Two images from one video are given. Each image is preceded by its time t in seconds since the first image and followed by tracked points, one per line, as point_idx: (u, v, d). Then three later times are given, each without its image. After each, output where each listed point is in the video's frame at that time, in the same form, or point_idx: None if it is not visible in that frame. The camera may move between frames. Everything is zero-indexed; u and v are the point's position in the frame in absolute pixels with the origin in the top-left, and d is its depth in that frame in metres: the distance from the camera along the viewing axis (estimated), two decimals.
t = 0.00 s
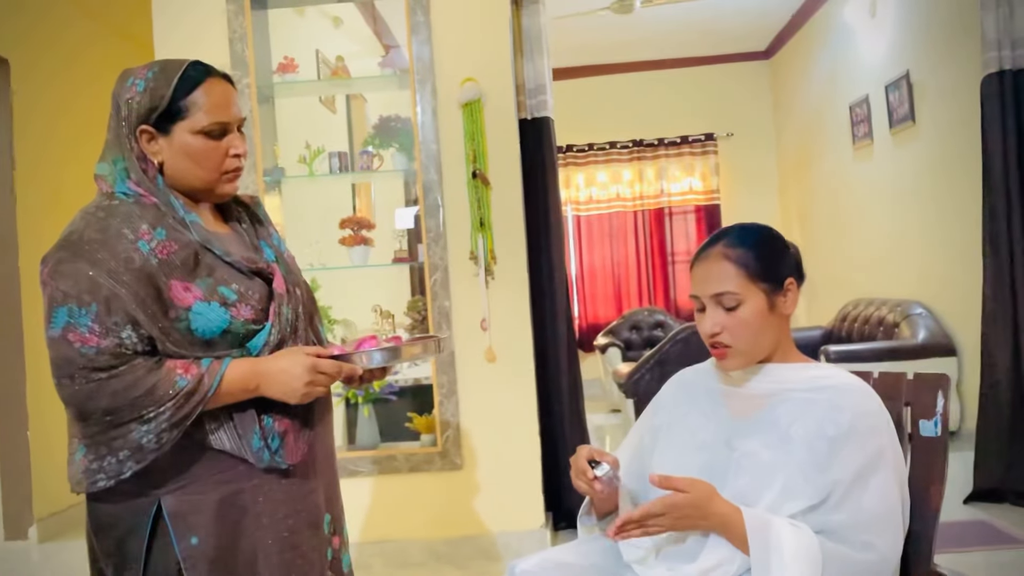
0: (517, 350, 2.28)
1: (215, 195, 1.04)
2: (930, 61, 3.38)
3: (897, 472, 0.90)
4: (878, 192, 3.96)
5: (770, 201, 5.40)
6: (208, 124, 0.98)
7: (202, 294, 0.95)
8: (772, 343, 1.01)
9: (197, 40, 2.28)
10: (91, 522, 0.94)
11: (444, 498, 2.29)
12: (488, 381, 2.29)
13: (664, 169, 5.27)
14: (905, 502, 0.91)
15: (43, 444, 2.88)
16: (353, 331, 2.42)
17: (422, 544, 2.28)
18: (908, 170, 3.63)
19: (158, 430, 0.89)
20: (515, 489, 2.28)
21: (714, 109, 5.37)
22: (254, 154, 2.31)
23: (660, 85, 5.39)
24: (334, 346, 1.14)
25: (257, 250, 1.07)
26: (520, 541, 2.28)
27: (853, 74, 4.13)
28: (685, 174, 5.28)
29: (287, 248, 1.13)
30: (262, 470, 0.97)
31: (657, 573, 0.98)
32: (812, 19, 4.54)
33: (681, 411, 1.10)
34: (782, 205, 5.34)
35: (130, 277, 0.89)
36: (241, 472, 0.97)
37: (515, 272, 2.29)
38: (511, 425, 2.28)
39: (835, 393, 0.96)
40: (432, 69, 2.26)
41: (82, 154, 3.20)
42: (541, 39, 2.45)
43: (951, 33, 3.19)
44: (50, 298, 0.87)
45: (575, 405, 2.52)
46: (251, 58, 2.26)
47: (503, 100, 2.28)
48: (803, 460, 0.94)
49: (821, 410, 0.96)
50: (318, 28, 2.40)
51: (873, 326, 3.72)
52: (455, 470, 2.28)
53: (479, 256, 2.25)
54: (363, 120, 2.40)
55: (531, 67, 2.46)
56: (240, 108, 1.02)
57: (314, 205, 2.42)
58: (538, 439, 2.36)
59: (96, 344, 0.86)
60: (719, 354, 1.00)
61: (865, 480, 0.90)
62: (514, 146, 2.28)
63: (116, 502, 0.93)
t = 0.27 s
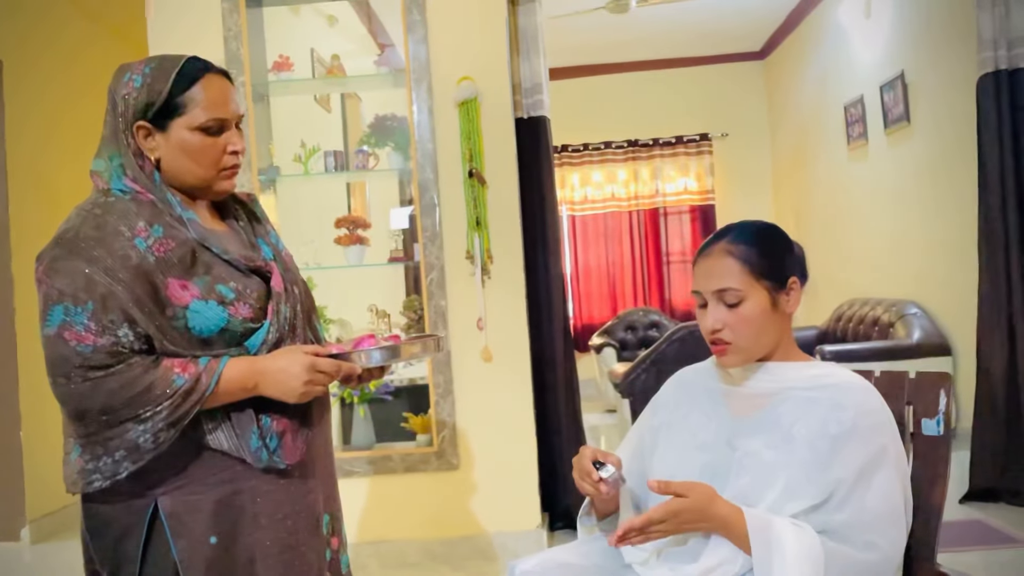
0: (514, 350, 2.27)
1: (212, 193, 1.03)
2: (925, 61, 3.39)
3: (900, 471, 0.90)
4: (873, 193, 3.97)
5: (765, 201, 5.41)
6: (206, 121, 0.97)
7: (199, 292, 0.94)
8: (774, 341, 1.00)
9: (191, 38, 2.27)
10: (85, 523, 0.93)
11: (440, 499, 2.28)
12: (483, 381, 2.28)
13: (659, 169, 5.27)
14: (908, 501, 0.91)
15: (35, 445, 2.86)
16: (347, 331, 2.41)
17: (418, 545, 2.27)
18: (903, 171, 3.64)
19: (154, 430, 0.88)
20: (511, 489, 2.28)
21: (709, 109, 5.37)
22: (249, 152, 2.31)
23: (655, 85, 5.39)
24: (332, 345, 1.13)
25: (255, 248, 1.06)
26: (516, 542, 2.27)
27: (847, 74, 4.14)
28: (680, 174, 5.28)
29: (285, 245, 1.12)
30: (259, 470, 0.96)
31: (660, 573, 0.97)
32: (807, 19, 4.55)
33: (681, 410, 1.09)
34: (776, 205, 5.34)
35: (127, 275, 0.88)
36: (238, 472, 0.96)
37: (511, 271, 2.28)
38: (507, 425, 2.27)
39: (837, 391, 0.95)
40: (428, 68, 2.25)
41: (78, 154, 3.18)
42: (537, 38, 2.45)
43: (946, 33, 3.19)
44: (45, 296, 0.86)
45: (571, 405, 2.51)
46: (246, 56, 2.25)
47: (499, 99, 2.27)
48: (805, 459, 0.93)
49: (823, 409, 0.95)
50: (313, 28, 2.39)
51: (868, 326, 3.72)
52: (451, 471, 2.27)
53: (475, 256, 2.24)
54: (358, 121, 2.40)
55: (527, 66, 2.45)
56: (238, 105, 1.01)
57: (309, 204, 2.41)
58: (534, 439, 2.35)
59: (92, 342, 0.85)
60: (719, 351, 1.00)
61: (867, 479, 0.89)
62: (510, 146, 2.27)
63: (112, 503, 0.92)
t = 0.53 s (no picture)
0: (511, 349, 2.27)
1: (211, 190, 1.02)
2: (921, 61, 3.39)
3: (904, 470, 0.89)
4: (869, 193, 3.97)
5: (761, 201, 5.41)
6: (204, 117, 0.96)
7: (198, 290, 0.93)
8: (775, 339, 1.00)
9: (187, 35, 2.26)
10: (85, 523, 0.93)
11: (438, 499, 2.27)
12: (481, 380, 2.27)
13: (655, 169, 5.27)
14: (912, 500, 0.90)
15: (30, 445, 2.84)
16: (344, 330, 2.40)
17: (415, 545, 2.27)
18: (899, 171, 3.64)
19: (153, 428, 0.87)
20: (509, 489, 2.27)
21: (705, 109, 5.37)
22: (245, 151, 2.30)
23: (651, 85, 5.39)
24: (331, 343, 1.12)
25: (255, 245, 1.05)
26: (514, 542, 2.26)
27: (844, 74, 4.14)
28: (676, 174, 5.28)
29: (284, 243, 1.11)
30: (258, 469, 0.96)
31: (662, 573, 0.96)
32: (803, 19, 4.55)
33: (683, 409, 1.09)
34: (772, 205, 5.35)
35: (125, 272, 0.87)
36: (237, 471, 0.95)
37: (509, 270, 2.28)
38: (505, 425, 2.27)
39: (840, 390, 0.95)
40: (425, 67, 2.25)
41: (73, 153, 3.16)
42: (534, 37, 2.44)
43: (942, 33, 3.20)
44: (43, 293, 0.85)
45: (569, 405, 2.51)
46: (242, 55, 2.24)
47: (497, 98, 2.27)
48: (808, 458, 0.93)
49: (826, 408, 0.95)
50: (310, 28, 2.39)
51: (864, 326, 3.72)
52: (449, 471, 2.26)
53: (472, 255, 2.24)
54: (354, 120, 2.39)
55: (525, 65, 2.45)
56: (237, 101, 1.01)
57: (306, 203, 2.41)
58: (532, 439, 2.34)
59: (90, 340, 0.84)
60: (719, 347, 1.00)
61: (871, 478, 0.89)
62: (508, 144, 2.27)
63: (111, 502, 0.91)
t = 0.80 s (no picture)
0: (511, 350, 2.26)
1: (213, 189, 1.02)
2: (920, 62, 3.39)
3: (908, 472, 0.89)
4: (868, 193, 3.98)
5: (759, 201, 5.41)
6: (207, 116, 0.96)
7: (200, 289, 0.93)
8: (779, 340, 1.00)
9: (186, 35, 2.26)
10: (87, 524, 0.92)
11: (438, 499, 2.27)
12: (481, 381, 2.27)
13: (654, 169, 5.27)
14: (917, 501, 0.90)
15: (29, 445, 2.84)
16: (343, 330, 2.39)
17: (415, 546, 2.26)
18: (899, 171, 3.65)
19: (155, 428, 0.87)
20: (509, 489, 2.27)
21: (703, 109, 5.37)
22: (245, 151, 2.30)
23: (650, 85, 5.39)
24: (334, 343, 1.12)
25: (257, 245, 1.05)
26: (514, 542, 2.26)
27: (843, 74, 4.15)
28: (675, 174, 5.28)
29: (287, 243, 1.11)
30: (260, 470, 0.95)
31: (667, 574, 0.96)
32: (802, 20, 4.56)
33: (687, 410, 1.09)
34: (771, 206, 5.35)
35: (127, 271, 0.87)
36: (239, 472, 0.94)
37: (509, 270, 2.27)
38: (505, 425, 2.26)
39: (844, 391, 0.94)
40: (425, 66, 2.24)
41: (72, 152, 3.15)
42: (535, 37, 2.44)
43: (941, 34, 3.20)
44: (44, 292, 0.84)
45: (569, 406, 2.50)
46: (242, 54, 2.24)
47: (497, 98, 2.27)
48: (812, 459, 0.93)
49: (830, 409, 0.94)
50: (310, 27, 2.38)
51: (863, 326, 3.73)
52: (449, 471, 2.26)
53: (473, 255, 2.23)
54: (353, 120, 2.39)
55: (525, 65, 2.44)
56: (239, 100, 1.00)
57: (306, 204, 2.40)
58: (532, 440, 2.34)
59: (92, 340, 0.83)
60: (723, 349, 1.00)
61: (876, 478, 0.89)
62: (508, 145, 2.27)
63: (113, 503, 0.91)
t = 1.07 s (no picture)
0: (513, 350, 2.27)
1: (217, 188, 1.02)
2: (922, 62, 3.39)
3: (911, 470, 0.89)
4: (869, 194, 3.98)
5: (761, 202, 5.41)
6: (211, 115, 0.96)
7: (205, 287, 0.93)
8: (781, 340, 1.00)
9: (188, 35, 2.26)
10: (91, 522, 0.93)
11: (440, 499, 2.27)
12: (483, 381, 2.27)
13: (655, 170, 5.28)
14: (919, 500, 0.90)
15: (31, 445, 2.84)
16: (344, 330, 2.40)
17: (417, 545, 2.26)
18: (900, 172, 3.65)
19: (159, 426, 0.87)
20: (510, 489, 2.27)
21: (704, 110, 5.37)
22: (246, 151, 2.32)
23: (652, 86, 5.39)
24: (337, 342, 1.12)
25: (261, 243, 1.05)
26: (516, 542, 2.26)
27: (844, 75, 4.15)
28: (676, 175, 5.28)
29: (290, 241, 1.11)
30: (264, 468, 0.95)
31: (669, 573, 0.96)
32: (803, 20, 4.56)
33: (690, 409, 1.09)
34: (772, 206, 5.35)
35: (132, 269, 0.87)
36: (243, 470, 0.95)
37: (510, 270, 2.27)
38: (506, 425, 2.27)
39: (847, 390, 0.94)
40: (427, 66, 2.25)
41: (72, 152, 3.16)
42: (536, 37, 2.44)
43: (943, 34, 3.20)
44: (49, 290, 0.85)
45: (570, 406, 2.50)
46: (244, 54, 2.24)
47: (499, 98, 2.27)
48: (815, 458, 0.93)
49: (833, 407, 0.94)
50: (312, 28, 2.38)
51: (865, 327, 3.73)
52: (451, 471, 2.26)
53: (474, 255, 2.24)
54: (354, 120, 2.39)
55: (527, 65, 2.45)
56: (243, 99, 1.01)
57: (307, 204, 2.41)
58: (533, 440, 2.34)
59: (97, 338, 0.84)
60: (725, 348, 1.00)
61: (879, 477, 0.89)
62: (510, 144, 2.27)
63: (118, 501, 0.91)
